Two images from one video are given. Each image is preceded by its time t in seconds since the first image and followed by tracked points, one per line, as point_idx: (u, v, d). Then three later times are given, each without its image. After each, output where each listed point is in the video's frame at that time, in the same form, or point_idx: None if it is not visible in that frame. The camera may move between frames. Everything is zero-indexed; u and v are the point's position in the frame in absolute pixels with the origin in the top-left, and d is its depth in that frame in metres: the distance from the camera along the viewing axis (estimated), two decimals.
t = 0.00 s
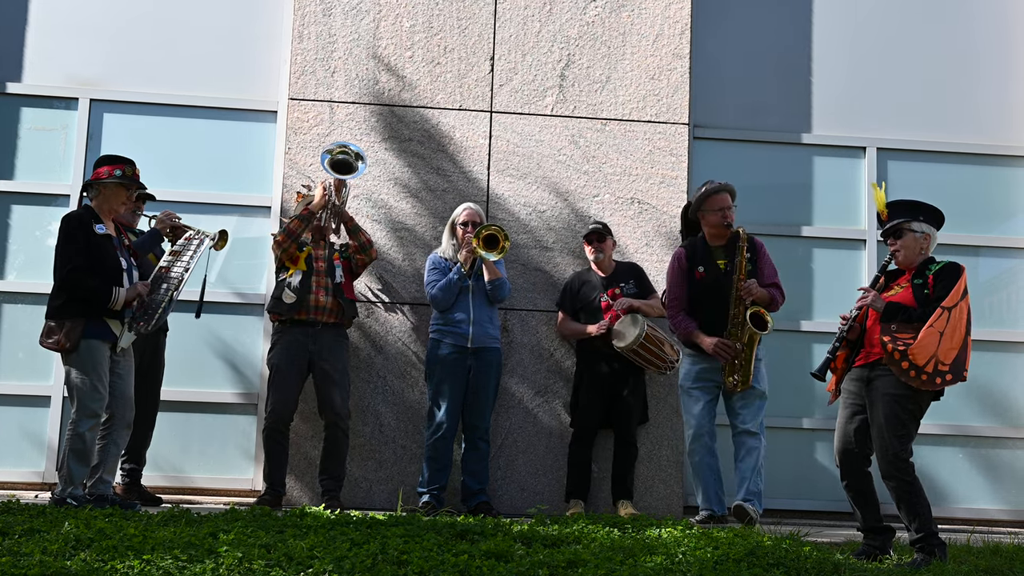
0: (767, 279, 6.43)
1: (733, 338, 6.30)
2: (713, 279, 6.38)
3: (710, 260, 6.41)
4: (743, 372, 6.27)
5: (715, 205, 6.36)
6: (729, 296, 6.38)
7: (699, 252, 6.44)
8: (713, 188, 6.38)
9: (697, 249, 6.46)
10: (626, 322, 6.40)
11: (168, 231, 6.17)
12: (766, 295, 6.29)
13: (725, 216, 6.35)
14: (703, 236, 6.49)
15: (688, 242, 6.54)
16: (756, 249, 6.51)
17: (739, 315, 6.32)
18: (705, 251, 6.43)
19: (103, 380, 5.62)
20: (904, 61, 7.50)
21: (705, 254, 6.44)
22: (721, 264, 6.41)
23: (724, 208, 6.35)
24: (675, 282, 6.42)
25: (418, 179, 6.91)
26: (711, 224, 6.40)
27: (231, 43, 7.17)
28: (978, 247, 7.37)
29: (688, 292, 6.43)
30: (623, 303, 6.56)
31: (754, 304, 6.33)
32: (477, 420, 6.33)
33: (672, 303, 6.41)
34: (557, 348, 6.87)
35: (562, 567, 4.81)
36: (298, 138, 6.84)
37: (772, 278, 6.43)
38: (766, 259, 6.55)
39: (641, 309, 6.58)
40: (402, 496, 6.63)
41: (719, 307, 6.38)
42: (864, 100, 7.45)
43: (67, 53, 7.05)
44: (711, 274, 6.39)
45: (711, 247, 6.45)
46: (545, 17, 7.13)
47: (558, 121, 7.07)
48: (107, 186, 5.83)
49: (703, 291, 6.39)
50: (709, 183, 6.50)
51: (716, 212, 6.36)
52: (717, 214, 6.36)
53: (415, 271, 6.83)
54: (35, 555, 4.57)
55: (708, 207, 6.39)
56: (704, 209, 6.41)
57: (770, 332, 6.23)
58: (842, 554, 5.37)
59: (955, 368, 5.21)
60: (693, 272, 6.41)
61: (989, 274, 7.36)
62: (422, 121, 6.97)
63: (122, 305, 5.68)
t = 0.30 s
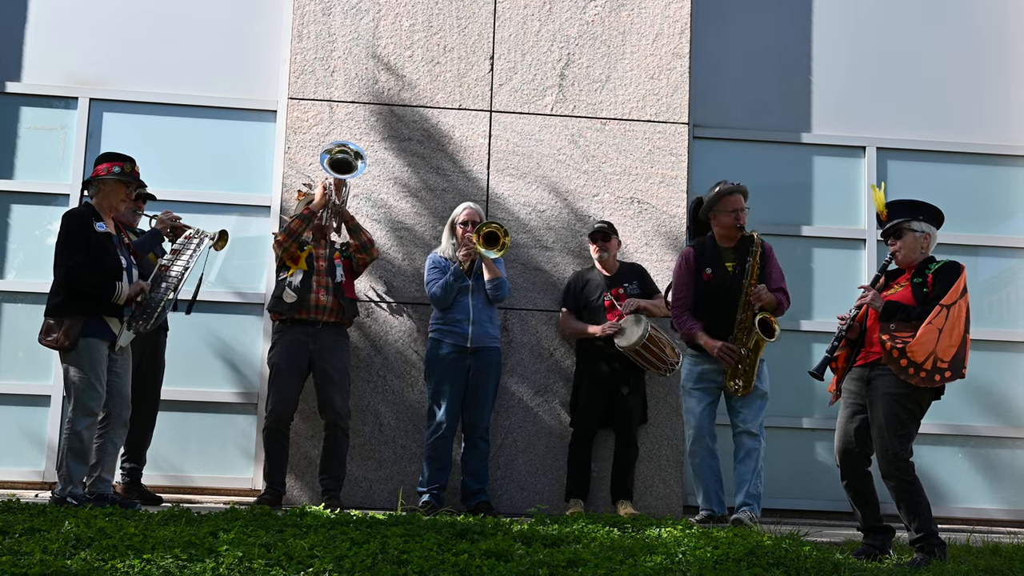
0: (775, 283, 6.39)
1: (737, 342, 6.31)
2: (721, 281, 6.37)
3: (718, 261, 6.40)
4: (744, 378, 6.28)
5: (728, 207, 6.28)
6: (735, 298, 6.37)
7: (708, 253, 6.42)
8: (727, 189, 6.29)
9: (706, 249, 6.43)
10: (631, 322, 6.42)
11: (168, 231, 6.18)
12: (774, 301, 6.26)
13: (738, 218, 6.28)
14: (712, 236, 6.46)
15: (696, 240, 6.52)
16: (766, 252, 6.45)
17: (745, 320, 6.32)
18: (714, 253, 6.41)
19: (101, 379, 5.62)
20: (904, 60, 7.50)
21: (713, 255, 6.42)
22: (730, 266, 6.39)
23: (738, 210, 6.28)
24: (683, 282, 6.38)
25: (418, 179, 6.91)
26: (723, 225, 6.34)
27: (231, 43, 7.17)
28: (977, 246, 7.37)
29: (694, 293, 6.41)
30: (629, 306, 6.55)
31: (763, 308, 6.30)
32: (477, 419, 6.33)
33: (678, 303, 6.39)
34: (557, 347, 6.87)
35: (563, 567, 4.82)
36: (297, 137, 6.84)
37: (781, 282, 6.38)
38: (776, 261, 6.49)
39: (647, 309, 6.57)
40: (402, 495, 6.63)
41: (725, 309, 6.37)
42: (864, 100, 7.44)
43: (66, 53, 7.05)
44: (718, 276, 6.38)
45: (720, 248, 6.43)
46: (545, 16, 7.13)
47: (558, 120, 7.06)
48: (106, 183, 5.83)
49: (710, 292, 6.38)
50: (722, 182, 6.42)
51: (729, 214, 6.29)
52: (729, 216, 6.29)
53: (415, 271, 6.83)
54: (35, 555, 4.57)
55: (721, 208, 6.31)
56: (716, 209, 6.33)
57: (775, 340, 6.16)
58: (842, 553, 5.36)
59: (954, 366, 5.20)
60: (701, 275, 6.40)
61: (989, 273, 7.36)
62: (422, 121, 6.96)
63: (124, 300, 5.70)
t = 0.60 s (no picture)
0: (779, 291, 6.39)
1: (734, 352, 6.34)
2: (724, 288, 6.36)
3: (722, 268, 6.39)
4: (742, 388, 6.24)
5: (732, 214, 6.31)
6: (738, 305, 6.38)
7: (713, 259, 6.43)
8: (732, 197, 6.30)
9: (711, 255, 6.44)
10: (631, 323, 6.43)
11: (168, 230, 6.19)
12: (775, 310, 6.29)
13: (743, 227, 6.30)
14: (718, 242, 6.46)
15: (704, 245, 6.52)
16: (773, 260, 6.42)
17: (746, 328, 6.34)
18: (718, 259, 6.41)
19: (102, 378, 5.62)
20: (904, 61, 7.49)
21: (718, 261, 6.41)
22: (734, 273, 6.38)
23: (743, 218, 6.30)
24: (686, 287, 6.45)
25: (418, 179, 6.91)
26: (727, 232, 6.37)
27: (231, 42, 7.17)
28: (977, 247, 7.37)
29: (698, 298, 6.45)
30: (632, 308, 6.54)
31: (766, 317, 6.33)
32: (477, 420, 6.33)
33: (680, 308, 6.46)
34: (557, 348, 6.87)
35: (562, 567, 4.81)
36: (298, 137, 6.84)
37: (788, 287, 6.41)
38: (784, 270, 6.45)
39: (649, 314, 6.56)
40: (401, 495, 6.63)
41: (727, 316, 6.38)
42: (864, 101, 7.44)
43: (67, 52, 7.06)
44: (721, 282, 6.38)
45: (725, 255, 6.43)
46: (546, 17, 7.13)
47: (558, 121, 7.07)
48: (108, 183, 5.83)
49: (712, 299, 6.39)
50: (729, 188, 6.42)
51: (733, 221, 6.31)
52: (733, 223, 6.31)
53: (415, 271, 6.83)
54: (34, 554, 4.57)
55: (726, 215, 6.33)
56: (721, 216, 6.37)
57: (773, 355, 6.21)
58: (841, 554, 5.36)
59: (953, 368, 5.20)
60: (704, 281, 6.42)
61: (989, 275, 7.35)
62: (422, 121, 6.97)
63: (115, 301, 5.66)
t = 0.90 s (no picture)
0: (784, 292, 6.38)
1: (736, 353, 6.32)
2: (728, 287, 6.34)
3: (727, 267, 6.37)
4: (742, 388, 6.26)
5: (739, 213, 6.28)
6: (742, 304, 6.36)
7: (717, 257, 6.41)
8: (740, 197, 6.26)
9: (715, 253, 6.42)
10: (637, 323, 6.43)
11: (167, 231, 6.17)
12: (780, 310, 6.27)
13: (750, 227, 6.28)
14: (724, 240, 6.44)
15: (709, 243, 6.51)
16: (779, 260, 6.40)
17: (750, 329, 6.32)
18: (723, 258, 6.39)
19: (103, 380, 5.63)
20: (903, 61, 7.50)
21: (723, 260, 6.39)
22: (738, 272, 6.36)
23: (750, 218, 6.27)
24: (690, 285, 6.44)
25: (418, 179, 6.92)
26: (733, 231, 6.34)
27: (231, 43, 7.18)
28: (977, 247, 7.37)
29: (701, 297, 6.44)
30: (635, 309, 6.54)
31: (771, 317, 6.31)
32: (477, 420, 6.33)
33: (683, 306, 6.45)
34: (557, 348, 6.87)
35: (561, 567, 4.82)
36: (298, 138, 6.85)
37: (795, 288, 6.39)
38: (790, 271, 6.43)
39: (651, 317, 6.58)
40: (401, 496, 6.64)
41: (730, 316, 6.37)
42: (864, 101, 7.45)
43: (67, 53, 7.06)
44: (725, 281, 6.36)
45: (730, 254, 6.41)
46: (545, 17, 7.13)
47: (558, 121, 7.07)
48: (107, 186, 5.84)
49: (716, 298, 6.37)
50: (737, 187, 6.38)
51: (740, 221, 6.29)
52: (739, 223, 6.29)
53: (415, 271, 6.84)
54: (34, 555, 4.58)
55: (733, 215, 6.31)
56: (727, 215, 6.34)
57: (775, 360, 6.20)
58: (841, 554, 5.37)
59: (952, 368, 5.21)
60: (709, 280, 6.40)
61: (989, 274, 7.36)
62: (422, 121, 6.97)
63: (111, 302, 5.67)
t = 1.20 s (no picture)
0: (784, 285, 6.35)
1: (737, 344, 6.29)
2: (729, 277, 6.30)
3: (728, 257, 6.33)
4: (742, 380, 6.23)
5: (741, 203, 6.23)
6: (742, 296, 6.32)
7: (718, 248, 6.36)
8: (745, 186, 6.21)
9: (716, 244, 6.37)
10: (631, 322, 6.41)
11: (167, 232, 6.15)
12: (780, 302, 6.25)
13: (752, 217, 6.23)
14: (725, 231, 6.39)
15: (708, 234, 6.46)
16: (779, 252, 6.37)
17: (749, 323, 6.28)
18: (724, 248, 6.35)
19: (100, 378, 5.62)
20: (903, 61, 7.50)
21: (723, 250, 6.35)
22: (739, 263, 6.32)
23: (753, 208, 6.22)
24: (690, 275, 6.38)
25: (418, 179, 6.91)
26: (735, 221, 6.28)
27: (231, 42, 7.17)
28: (976, 247, 7.37)
29: (700, 287, 6.38)
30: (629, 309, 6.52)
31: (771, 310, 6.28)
32: (476, 419, 6.33)
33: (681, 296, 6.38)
34: (556, 348, 6.87)
35: (561, 567, 4.82)
36: (297, 137, 6.84)
37: (794, 282, 6.37)
38: (789, 263, 6.41)
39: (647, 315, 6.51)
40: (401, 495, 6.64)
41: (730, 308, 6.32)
42: (864, 101, 7.45)
43: (66, 53, 7.06)
44: (726, 272, 6.31)
45: (731, 245, 6.36)
46: (545, 17, 7.13)
47: (558, 121, 7.07)
48: (105, 183, 5.84)
49: (716, 288, 6.32)
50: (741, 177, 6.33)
51: (744, 210, 6.23)
52: (743, 212, 6.23)
53: (415, 271, 6.83)
54: (33, 554, 4.57)
55: (736, 205, 6.25)
56: (729, 205, 6.29)
57: (778, 350, 6.19)
58: (840, 554, 5.37)
59: (952, 369, 5.21)
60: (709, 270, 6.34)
61: (988, 274, 7.36)
62: (421, 121, 6.97)
63: (110, 304, 5.65)
